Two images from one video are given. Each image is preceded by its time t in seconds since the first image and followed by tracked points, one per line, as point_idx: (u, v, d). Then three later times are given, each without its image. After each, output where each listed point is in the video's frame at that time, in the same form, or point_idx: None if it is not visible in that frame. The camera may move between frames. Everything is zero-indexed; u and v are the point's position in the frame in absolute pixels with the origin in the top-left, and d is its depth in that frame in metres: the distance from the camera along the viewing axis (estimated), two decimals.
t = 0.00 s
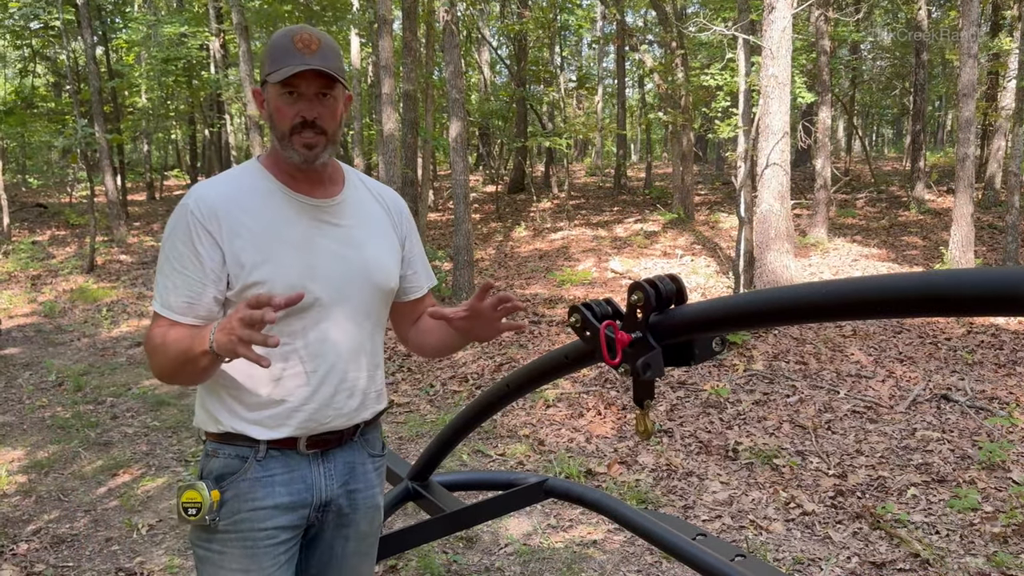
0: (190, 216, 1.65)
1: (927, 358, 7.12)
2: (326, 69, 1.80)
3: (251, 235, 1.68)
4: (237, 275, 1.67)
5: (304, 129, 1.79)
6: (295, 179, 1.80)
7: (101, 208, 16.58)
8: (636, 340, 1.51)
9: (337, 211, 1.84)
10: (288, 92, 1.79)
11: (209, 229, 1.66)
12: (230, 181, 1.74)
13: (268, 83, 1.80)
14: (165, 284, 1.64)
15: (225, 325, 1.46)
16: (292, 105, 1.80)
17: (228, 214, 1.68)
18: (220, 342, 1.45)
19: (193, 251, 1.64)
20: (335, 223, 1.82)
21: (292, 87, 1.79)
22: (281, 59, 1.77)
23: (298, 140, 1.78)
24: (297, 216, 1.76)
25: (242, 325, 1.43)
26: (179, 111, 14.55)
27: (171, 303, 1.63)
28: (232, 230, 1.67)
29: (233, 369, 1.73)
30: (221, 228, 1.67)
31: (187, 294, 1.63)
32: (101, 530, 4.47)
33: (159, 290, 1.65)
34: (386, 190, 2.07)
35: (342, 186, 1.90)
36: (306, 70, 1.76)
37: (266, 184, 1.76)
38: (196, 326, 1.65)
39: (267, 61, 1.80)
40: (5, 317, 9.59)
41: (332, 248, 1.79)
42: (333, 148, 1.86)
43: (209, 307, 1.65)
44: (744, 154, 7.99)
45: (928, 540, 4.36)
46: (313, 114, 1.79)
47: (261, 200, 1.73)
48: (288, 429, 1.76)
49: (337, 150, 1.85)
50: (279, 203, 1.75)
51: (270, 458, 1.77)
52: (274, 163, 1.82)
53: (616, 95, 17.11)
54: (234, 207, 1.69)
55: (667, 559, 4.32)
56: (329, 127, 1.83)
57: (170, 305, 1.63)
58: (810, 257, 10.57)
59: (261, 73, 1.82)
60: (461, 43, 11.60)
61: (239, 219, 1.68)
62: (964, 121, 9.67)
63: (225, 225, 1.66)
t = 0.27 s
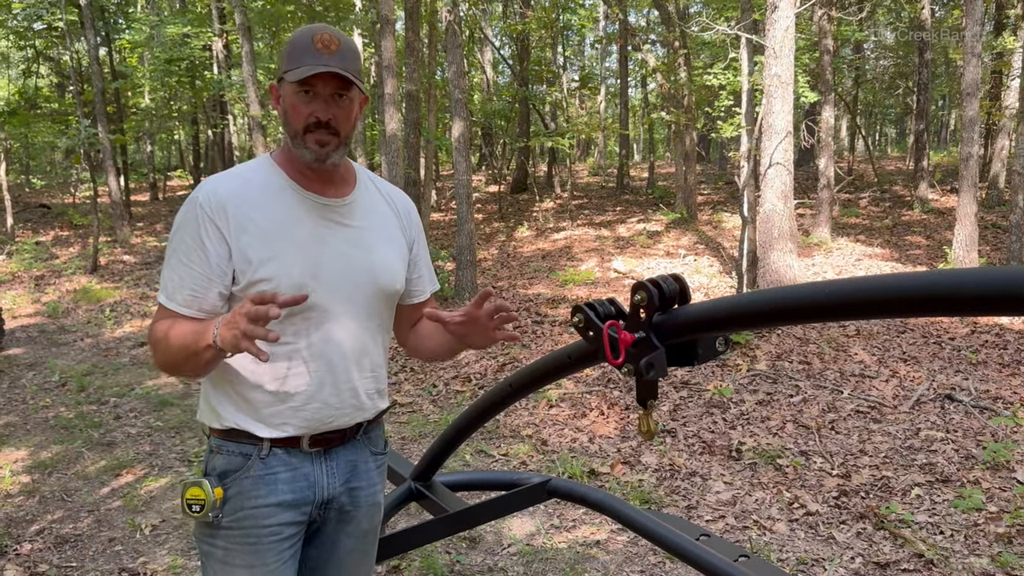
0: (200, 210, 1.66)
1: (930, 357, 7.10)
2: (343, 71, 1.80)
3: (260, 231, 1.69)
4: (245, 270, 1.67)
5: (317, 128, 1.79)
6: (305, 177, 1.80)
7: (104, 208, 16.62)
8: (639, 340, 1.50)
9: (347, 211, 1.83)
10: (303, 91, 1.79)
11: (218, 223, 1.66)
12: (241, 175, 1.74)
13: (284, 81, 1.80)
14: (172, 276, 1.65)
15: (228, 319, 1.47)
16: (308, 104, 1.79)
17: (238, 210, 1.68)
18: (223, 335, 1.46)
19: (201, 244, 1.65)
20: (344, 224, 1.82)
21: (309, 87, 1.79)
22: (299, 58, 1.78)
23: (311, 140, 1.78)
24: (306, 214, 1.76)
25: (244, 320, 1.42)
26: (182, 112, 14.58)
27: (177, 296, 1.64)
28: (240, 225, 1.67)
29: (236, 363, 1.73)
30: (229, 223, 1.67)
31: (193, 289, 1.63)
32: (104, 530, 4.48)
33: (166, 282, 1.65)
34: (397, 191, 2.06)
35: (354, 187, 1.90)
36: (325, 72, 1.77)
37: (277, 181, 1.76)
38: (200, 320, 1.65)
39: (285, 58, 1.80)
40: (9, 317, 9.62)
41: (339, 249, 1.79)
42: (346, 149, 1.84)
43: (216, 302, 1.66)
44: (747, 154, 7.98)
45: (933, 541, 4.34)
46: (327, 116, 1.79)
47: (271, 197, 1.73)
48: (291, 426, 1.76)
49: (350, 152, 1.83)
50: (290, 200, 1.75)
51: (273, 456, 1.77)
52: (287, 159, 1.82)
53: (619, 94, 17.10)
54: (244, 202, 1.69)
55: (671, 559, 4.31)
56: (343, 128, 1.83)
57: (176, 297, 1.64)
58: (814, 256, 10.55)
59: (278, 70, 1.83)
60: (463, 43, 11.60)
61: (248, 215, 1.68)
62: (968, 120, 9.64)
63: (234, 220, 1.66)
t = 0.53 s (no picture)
0: (207, 213, 1.66)
1: (935, 357, 7.08)
2: (359, 80, 1.77)
3: (266, 236, 1.68)
4: (252, 275, 1.67)
5: (329, 136, 1.77)
6: (312, 180, 1.79)
7: (108, 208, 16.67)
8: (643, 340, 1.50)
9: (354, 215, 1.83)
10: (318, 98, 1.75)
11: (225, 227, 1.66)
12: (249, 178, 1.73)
13: (298, 85, 1.77)
14: (180, 279, 1.65)
15: (243, 343, 1.46)
16: (321, 111, 1.76)
17: (245, 214, 1.68)
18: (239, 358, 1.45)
19: (209, 248, 1.65)
20: (351, 229, 1.81)
21: (323, 95, 1.75)
22: (314, 65, 1.74)
23: (322, 147, 1.76)
24: (313, 219, 1.75)
25: (260, 348, 1.41)
26: (186, 112, 14.61)
27: (184, 300, 1.64)
28: (247, 229, 1.67)
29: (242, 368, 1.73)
30: (237, 227, 1.67)
31: (201, 293, 1.64)
32: (109, 530, 4.48)
33: (173, 285, 1.66)
34: (403, 193, 2.06)
35: (361, 189, 1.89)
36: (341, 82, 1.73)
37: (285, 185, 1.75)
38: (206, 324, 1.66)
39: (300, 61, 1.77)
40: (14, 317, 9.65)
41: (346, 253, 1.79)
42: (356, 156, 1.83)
43: (223, 306, 1.67)
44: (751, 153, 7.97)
45: (937, 541, 4.33)
46: (340, 126, 1.77)
47: (279, 202, 1.72)
48: (295, 426, 1.76)
49: (361, 158, 1.82)
50: (296, 205, 1.74)
51: (277, 456, 1.77)
52: (294, 161, 1.82)
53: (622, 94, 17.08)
54: (251, 206, 1.69)
55: (675, 559, 4.30)
56: (355, 137, 1.81)
57: (184, 301, 1.64)
58: (818, 256, 10.53)
59: (290, 72, 1.79)
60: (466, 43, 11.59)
61: (255, 219, 1.68)
62: (972, 120, 9.62)
63: (241, 225, 1.66)
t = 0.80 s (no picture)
0: (212, 214, 1.65)
1: (940, 356, 7.06)
2: (366, 80, 1.77)
3: (272, 237, 1.68)
4: (259, 276, 1.67)
5: (337, 137, 1.76)
6: (317, 181, 1.79)
7: (113, 208, 16.71)
8: (646, 339, 1.49)
9: (358, 216, 1.83)
10: (326, 99, 1.75)
11: (231, 229, 1.66)
12: (254, 179, 1.73)
13: (305, 85, 1.76)
14: (185, 280, 1.65)
15: (253, 352, 1.45)
16: (328, 112, 1.76)
17: (251, 215, 1.68)
18: (247, 368, 1.44)
19: (214, 249, 1.65)
20: (356, 230, 1.81)
21: (331, 96, 1.75)
22: (321, 66, 1.74)
23: (328, 148, 1.75)
24: (318, 219, 1.75)
25: (271, 357, 1.41)
26: (190, 111, 14.64)
27: (190, 301, 1.64)
28: (253, 230, 1.67)
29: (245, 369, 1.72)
30: (243, 228, 1.66)
31: (207, 295, 1.64)
32: (112, 529, 4.49)
33: (178, 286, 1.66)
34: (406, 193, 2.06)
35: (364, 190, 1.89)
36: (350, 82, 1.73)
37: (290, 186, 1.75)
38: (211, 325, 1.66)
39: (307, 62, 1.75)
40: (18, 317, 9.68)
41: (351, 254, 1.79)
42: (362, 156, 1.82)
43: (229, 307, 1.67)
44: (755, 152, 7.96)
45: (942, 541, 4.32)
46: (348, 126, 1.76)
47: (284, 203, 1.72)
48: (300, 425, 1.76)
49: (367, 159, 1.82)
50: (301, 206, 1.74)
51: (281, 456, 1.77)
52: (299, 161, 1.81)
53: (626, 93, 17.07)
54: (257, 207, 1.68)
55: (678, 559, 4.29)
56: (362, 138, 1.80)
57: (190, 302, 1.64)
58: (822, 255, 10.51)
59: (295, 73, 1.79)
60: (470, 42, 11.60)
61: (261, 220, 1.68)
62: (977, 118, 9.60)
63: (247, 225, 1.66)
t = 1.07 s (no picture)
0: (214, 215, 1.65)
1: (944, 355, 7.04)
2: (364, 74, 1.76)
3: (276, 235, 1.68)
4: (264, 273, 1.67)
5: (339, 133, 1.76)
6: (317, 178, 1.79)
7: (116, 207, 16.74)
8: (650, 339, 1.49)
9: (359, 212, 1.84)
10: (325, 95, 1.74)
11: (234, 228, 1.65)
12: (254, 179, 1.72)
13: (302, 82, 1.75)
14: (189, 283, 1.65)
15: (282, 355, 1.46)
16: (329, 108, 1.75)
17: (253, 214, 1.67)
18: (277, 371, 1.45)
19: (218, 249, 1.64)
20: (358, 225, 1.82)
21: (330, 92, 1.74)
22: (318, 61, 1.73)
23: (330, 144, 1.75)
24: (321, 216, 1.76)
25: (303, 359, 1.43)
26: (193, 111, 14.66)
27: (195, 303, 1.64)
28: (256, 229, 1.67)
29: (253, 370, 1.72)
30: (246, 228, 1.66)
31: (212, 295, 1.64)
32: (116, 529, 4.50)
33: (182, 288, 1.65)
34: (402, 187, 2.06)
35: (362, 184, 1.90)
36: (349, 77, 1.72)
37: (291, 184, 1.75)
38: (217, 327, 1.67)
39: (303, 59, 1.75)
40: (23, 316, 9.70)
41: (354, 249, 1.79)
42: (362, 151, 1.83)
43: (235, 307, 1.67)
44: (759, 150, 7.94)
45: (947, 540, 4.30)
46: (349, 121, 1.76)
47: (286, 201, 1.72)
48: (312, 423, 1.76)
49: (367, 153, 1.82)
50: (303, 204, 1.74)
51: (293, 456, 1.77)
52: (298, 159, 1.81)
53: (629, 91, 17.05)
54: (259, 206, 1.68)
55: (682, 558, 4.29)
56: (362, 132, 1.80)
57: (196, 304, 1.64)
58: (827, 254, 10.49)
59: (291, 71, 1.77)
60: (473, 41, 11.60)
61: (264, 219, 1.68)
62: (982, 117, 9.57)
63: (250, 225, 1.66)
